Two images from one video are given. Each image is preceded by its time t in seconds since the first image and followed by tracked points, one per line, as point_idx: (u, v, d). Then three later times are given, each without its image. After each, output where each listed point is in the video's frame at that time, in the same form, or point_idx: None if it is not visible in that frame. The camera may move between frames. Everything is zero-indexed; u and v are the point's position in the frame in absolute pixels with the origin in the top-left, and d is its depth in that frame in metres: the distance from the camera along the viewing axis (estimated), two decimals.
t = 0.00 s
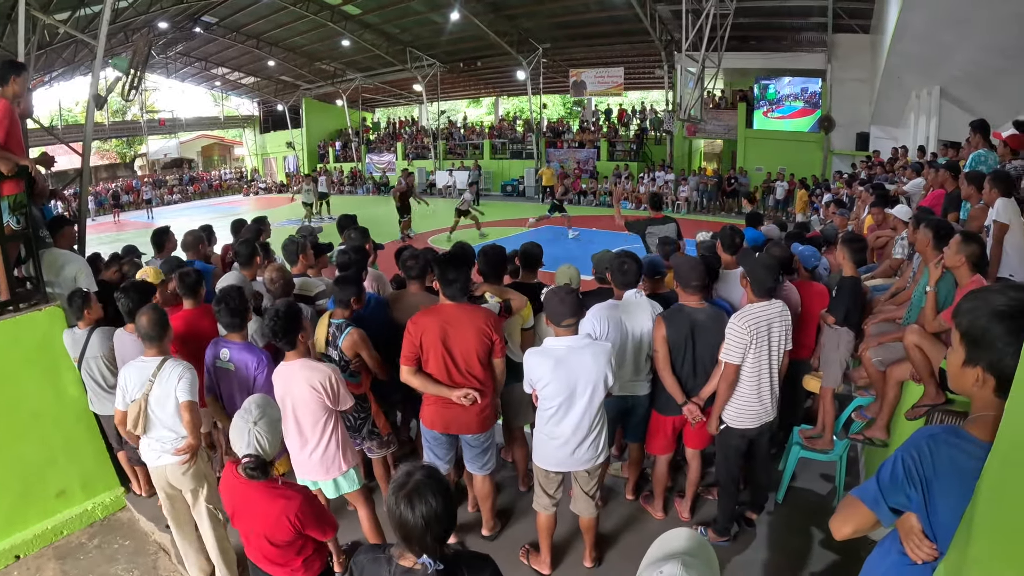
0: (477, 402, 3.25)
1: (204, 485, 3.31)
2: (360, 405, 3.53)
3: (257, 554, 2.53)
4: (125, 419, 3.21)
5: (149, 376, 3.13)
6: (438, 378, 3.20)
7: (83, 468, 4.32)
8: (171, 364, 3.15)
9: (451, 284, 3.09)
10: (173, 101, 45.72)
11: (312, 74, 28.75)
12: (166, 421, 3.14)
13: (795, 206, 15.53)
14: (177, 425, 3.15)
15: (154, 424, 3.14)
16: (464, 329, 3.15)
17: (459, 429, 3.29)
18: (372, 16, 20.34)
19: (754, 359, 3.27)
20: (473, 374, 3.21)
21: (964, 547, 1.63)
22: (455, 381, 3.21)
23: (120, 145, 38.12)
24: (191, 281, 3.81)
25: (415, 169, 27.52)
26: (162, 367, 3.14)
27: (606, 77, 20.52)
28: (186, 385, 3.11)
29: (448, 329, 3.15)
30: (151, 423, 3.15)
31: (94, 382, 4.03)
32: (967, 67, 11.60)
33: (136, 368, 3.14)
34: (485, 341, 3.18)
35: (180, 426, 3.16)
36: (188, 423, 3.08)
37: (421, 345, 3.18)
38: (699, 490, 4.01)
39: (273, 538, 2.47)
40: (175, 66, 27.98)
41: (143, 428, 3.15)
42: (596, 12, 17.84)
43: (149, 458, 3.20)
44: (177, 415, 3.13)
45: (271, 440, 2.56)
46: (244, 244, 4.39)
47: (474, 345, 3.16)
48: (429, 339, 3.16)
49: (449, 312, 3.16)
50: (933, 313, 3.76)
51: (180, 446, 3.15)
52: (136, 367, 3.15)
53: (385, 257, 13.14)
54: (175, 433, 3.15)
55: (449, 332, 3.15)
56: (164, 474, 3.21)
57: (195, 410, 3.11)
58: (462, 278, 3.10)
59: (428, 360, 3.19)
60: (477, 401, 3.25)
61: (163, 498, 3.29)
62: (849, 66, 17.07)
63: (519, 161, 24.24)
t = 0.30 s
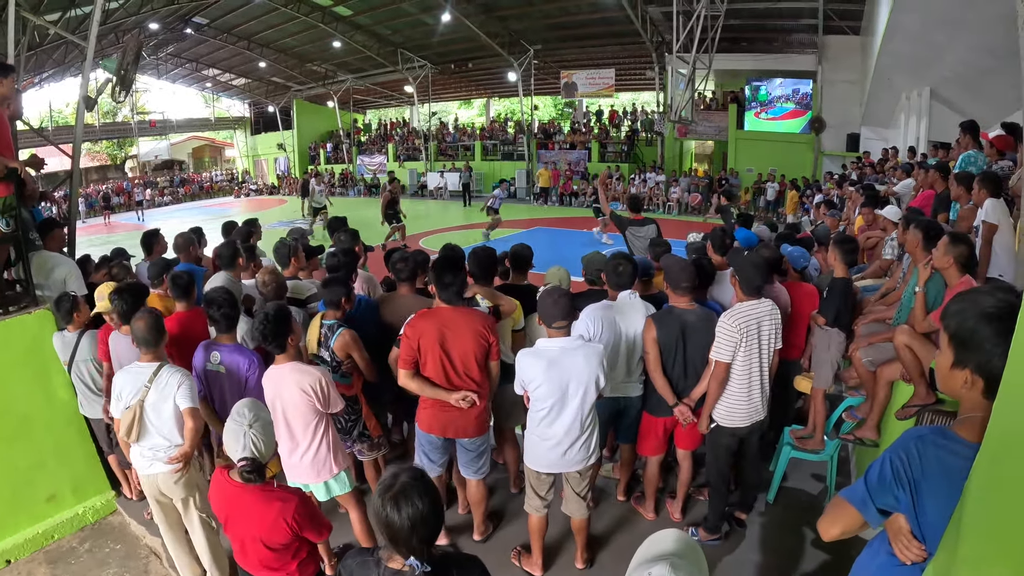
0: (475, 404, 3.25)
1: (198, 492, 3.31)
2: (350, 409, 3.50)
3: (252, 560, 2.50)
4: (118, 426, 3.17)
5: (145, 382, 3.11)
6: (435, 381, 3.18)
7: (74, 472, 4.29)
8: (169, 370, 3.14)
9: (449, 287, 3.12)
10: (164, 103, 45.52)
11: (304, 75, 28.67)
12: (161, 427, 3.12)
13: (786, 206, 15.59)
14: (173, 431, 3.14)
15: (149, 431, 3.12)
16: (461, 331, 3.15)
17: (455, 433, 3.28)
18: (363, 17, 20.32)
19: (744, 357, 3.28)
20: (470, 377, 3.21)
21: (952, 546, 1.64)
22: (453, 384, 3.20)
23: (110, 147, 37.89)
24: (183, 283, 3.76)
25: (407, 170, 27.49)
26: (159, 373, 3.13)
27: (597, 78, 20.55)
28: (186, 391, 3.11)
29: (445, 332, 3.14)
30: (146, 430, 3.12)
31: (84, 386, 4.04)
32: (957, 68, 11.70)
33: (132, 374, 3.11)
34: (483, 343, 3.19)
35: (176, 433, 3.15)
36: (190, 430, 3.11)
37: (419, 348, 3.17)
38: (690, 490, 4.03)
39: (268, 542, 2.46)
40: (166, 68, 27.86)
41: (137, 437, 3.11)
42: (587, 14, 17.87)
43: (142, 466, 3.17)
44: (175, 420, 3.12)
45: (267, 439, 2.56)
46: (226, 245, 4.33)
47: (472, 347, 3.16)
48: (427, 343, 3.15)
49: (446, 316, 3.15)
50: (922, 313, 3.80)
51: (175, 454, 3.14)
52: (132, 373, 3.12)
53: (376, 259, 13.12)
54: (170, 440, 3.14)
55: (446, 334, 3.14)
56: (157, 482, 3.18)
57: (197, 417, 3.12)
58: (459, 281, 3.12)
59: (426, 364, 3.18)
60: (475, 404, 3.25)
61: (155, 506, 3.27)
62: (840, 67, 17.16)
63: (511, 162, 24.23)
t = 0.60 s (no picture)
0: (473, 407, 3.26)
1: (193, 496, 3.31)
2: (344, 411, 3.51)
3: (249, 566, 2.49)
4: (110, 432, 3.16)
5: (136, 386, 3.09)
6: (432, 384, 3.18)
7: (69, 475, 4.27)
8: (160, 373, 3.12)
9: (442, 290, 3.12)
10: (160, 104, 45.48)
11: (299, 77, 28.65)
12: (153, 432, 3.12)
13: (782, 207, 15.62)
14: (165, 435, 3.14)
15: (140, 436, 3.12)
16: (460, 334, 3.16)
17: (454, 436, 3.29)
18: (359, 19, 20.33)
19: (739, 358, 3.30)
20: (468, 380, 3.22)
21: (947, 548, 1.65)
22: (451, 387, 3.20)
23: (105, 148, 37.82)
24: (179, 285, 3.74)
25: (403, 172, 27.47)
26: (150, 376, 3.11)
27: (593, 80, 20.58)
28: (178, 393, 3.11)
29: (442, 334, 3.15)
30: (137, 435, 3.12)
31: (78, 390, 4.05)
32: (951, 70, 11.76)
33: (122, 380, 3.08)
34: (480, 346, 3.20)
35: (168, 437, 3.15)
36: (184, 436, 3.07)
37: (415, 352, 3.16)
38: (686, 491, 4.04)
39: (265, 547, 2.46)
40: (162, 69, 27.82)
41: (129, 442, 3.12)
42: (582, 16, 17.90)
43: (135, 472, 3.17)
44: (166, 423, 3.13)
45: (263, 445, 2.53)
46: (218, 248, 4.30)
47: (470, 349, 3.17)
48: (422, 347, 3.15)
49: (442, 319, 3.16)
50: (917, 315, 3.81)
51: (168, 459, 3.14)
52: (123, 378, 3.09)
53: (371, 261, 13.10)
54: (162, 444, 3.14)
55: (443, 337, 3.15)
56: (151, 487, 3.19)
57: (190, 418, 3.10)
58: (453, 283, 3.12)
59: (423, 367, 3.17)
60: (473, 407, 3.26)
61: (149, 512, 3.26)
62: (835, 69, 17.20)
63: (506, 164, 24.22)
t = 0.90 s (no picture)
0: (452, 411, 3.25)
1: (191, 496, 3.30)
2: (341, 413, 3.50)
3: (245, 570, 2.49)
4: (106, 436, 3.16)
5: (128, 387, 3.10)
6: (410, 387, 3.19)
7: (69, 477, 4.27)
8: (151, 373, 3.14)
9: (417, 294, 3.09)
10: (160, 105, 45.51)
11: (299, 78, 28.66)
12: (150, 432, 3.12)
13: (781, 208, 15.61)
14: (160, 435, 3.15)
15: (137, 438, 3.11)
16: (438, 336, 3.14)
17: (437, 439, 3.28)
18: (359, 20, 20.33)
19: (739, 359, 3.29)
20: (446, 383, 3.20)
21: (944, 553, 1.65)
22: (429, 391, 3.19)
23: (105, 149, 37.82)
24: (178, 286, 3.79)
25: (403, 173, 27.48)
26: (140, 378, 3.12)
27: (593, 81, 20.58)
28: (171, 391, 3.13)
29: (419, 338, 3.15)
30: (133, 438, 3.10)
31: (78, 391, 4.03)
32: (951, 70, 11.77)
33: (114, 382, 3.09)
34: (456, 349, 3.16)
35: (165, 437, 3.16)
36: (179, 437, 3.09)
37: (392, 355, 3.19)
38: (686, 493, 4.03)
39: (260, 552, 2.45)
40: (162, 70, 27.82)
41: (124, 446, 3.09)
42: (582, 16, 17.90)
43: (132, 475, 3.16)
44: (161, 422, 3.14)
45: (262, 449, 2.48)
46: (218, 250, 4.30)
47: (445, 354, 3.15)
48: (400, 348, 3.16)
49: (421, 323, 3.14)
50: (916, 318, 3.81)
51: (165, 459, 3.15)
52: (113, 380, 3.10)
53: (371, 262, 13.09)
54: (159, 444, 3.15)
55: (419, 341, 3.14)
56: (149, 489, 3.18)
57: (185, 415, 3.13)
58: (428, 287, 3.09)
59: (399, 368, 3.19)
60: (451, 410, 3.25)
61: (147, 514, 3.26)
62: (835, 69, 17.20)
63: (506, 165, 24.20)
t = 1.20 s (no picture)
0: (440, 412, 3.22)
1: (194, 494, 3.31)
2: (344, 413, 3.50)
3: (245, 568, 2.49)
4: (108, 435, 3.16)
5: (130, 386, 3.10)
6: (400, 387, 3.20)
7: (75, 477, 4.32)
8: (152, 372, 3.15)
9: (407, 296, 3.06)
10: (165, 107, 45.68)
11: (304, 79, 28.72)
12: (153, 432, 3.14)
13: (785, 209, 15.58)
14: (164, 433, 3.16)
15: (140, 437, 3.12)
16: (431, 338, 3.12)
17: (430, 440, 3.26)
18: (363, 21, 20.38)
19: (742, 360, 3.28)
20: (437, 384, 3.18)
21: (944, 553, 1.64)
22: (419, 392, 3.18)
23: (110, 150, 37.99)
24: (169, 286, 3.75)
25: (407, 174, 27.52)
26: (142, 377, 3.13)
27: (597, 81, 20.57)
28: (172, 390, 3.14)
29: (407, 338, 3.13)
30: (137, 437, 3.12)
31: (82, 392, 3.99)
32: (955, 71, 11.75)
33: (116, 381, 3.10)
34: (446, 353, 3.13)
35: (167, 435, 3.16)
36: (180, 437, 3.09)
37: (383, 356, 3.18)
38: (689, 494, 4.02)
39: (258, 551, 2.44)
40: (166, 72, 27.94)
41: (128, 444, 3.11)
42: (585, 18, 17.92)
43: (135, 473, 3.17)
44: (164, 421, 3.16)
45: (261, 452, 2.41)
46: (223, 251, 4.30)
47: (435, 355, 3.12)
48: (389, 349, 3.16)
49: (409, 325, 3.12)
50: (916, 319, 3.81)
51: (168, 457, 3.16)
52: (115, 379, 3.11)
53: (374, 263, 13.12)
54: (162, 443, 3.16)
55: (407, 342, 3.13)
56: (152, 488, 3.19)
57: (186, 414, 3.14)
58: (417, 290, 3.06)
59: (388, 369, 3.19)
60: (441, 411, 3.22)
61: (150, 512, 3.26)
62: (838, 70, 17.15)
63: (511, 166, 24.19)
